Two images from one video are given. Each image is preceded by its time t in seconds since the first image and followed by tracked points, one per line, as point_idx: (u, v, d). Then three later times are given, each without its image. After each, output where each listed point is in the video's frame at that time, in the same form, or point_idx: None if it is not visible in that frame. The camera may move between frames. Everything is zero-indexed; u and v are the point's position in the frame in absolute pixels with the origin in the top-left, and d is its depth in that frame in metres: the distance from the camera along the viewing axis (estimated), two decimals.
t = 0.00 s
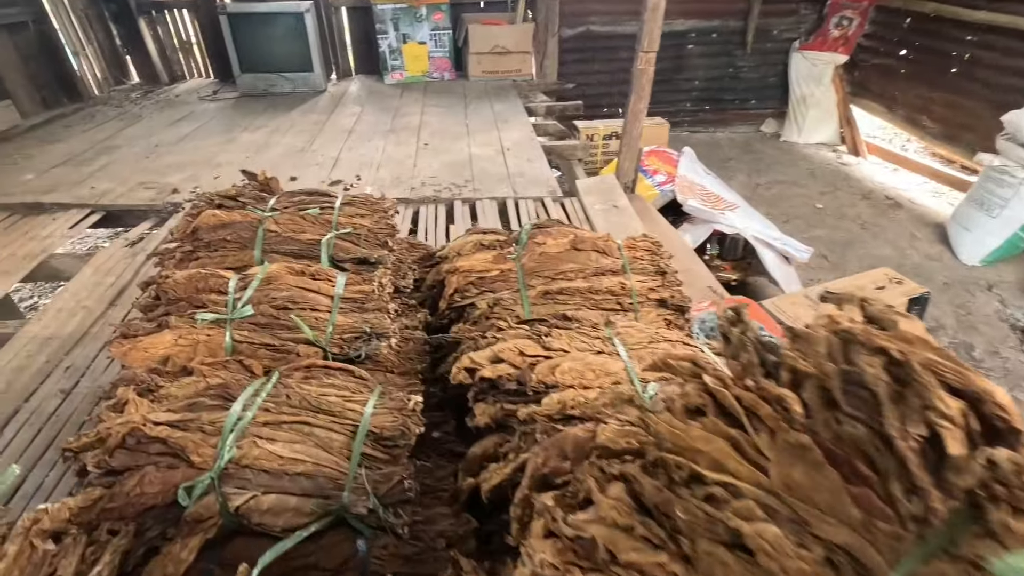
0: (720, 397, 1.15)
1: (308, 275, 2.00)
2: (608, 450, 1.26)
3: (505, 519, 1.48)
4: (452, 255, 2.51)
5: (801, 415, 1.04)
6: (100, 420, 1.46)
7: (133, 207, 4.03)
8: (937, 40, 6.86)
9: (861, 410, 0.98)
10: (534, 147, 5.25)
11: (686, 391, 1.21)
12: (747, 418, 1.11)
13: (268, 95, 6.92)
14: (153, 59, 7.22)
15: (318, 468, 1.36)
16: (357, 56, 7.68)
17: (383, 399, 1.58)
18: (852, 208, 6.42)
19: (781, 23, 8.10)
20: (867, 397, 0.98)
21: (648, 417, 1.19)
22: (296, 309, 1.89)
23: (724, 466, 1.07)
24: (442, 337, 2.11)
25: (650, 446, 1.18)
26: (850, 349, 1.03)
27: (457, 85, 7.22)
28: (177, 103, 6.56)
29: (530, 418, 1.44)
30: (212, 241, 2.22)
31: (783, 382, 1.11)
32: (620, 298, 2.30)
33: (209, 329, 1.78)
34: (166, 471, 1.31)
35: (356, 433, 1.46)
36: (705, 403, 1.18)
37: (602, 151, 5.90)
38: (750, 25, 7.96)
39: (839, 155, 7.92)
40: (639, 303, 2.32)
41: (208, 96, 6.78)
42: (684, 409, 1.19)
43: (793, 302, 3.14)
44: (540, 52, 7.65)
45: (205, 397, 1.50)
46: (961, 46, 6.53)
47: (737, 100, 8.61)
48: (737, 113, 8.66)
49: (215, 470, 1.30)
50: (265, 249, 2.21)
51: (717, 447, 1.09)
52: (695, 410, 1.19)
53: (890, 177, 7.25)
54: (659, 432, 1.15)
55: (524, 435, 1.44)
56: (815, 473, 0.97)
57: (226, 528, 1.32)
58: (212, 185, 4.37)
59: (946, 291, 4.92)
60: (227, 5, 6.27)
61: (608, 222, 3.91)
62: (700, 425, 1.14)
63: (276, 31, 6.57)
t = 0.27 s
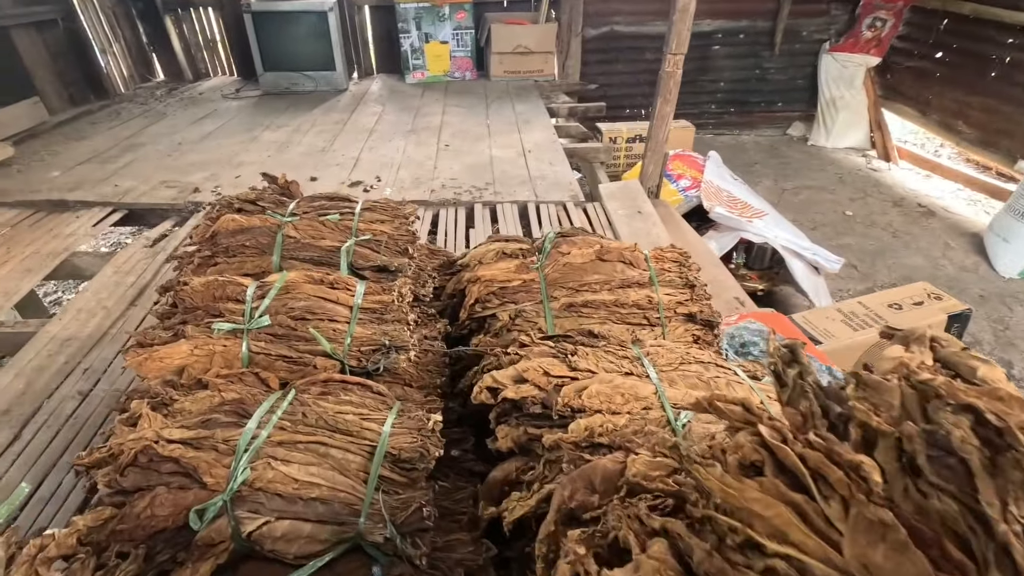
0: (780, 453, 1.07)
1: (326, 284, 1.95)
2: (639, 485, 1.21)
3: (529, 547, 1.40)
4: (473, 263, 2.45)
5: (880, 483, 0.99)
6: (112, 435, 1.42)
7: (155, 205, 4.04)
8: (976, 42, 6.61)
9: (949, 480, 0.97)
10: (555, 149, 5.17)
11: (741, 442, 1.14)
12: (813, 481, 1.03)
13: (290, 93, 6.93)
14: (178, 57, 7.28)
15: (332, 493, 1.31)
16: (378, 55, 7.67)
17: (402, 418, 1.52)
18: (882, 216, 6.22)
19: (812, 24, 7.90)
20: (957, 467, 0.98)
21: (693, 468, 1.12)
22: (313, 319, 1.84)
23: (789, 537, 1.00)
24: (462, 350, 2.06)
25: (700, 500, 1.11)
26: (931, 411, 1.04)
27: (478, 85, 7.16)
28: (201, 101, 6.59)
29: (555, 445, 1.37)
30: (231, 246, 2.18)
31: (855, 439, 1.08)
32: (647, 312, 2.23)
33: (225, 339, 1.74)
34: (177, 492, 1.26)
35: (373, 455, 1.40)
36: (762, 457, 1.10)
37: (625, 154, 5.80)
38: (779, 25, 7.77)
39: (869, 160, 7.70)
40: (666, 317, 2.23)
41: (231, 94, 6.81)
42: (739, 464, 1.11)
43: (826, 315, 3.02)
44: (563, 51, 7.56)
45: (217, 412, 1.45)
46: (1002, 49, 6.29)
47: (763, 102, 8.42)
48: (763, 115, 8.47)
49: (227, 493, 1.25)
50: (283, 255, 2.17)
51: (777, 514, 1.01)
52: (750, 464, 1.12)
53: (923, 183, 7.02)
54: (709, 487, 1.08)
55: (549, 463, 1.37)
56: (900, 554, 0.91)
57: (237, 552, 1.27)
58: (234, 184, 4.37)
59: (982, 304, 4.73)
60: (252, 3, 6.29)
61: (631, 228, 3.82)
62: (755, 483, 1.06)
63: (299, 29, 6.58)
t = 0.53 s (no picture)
0: (834, 486, 1.03)
1: (352, 286, 1.95)
2: (670, 504, 1.17)
3: (555, 561, 1.37)
4: (498, 266, 2.43)
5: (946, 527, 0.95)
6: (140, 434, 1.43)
7: (184, 201, 4.11)
8: (1018, 45, 6.39)
9: None
10: (580, 150, 5.13)
11: (790, 473, 1.11)
12: (870, 517, 1.00)
13: (316, 91, 7.00)
14: (208, 55, 7.39)
15: (358, 500, 1.30)
16: (404, 54, 7.70)
17: (426, 425, 1.51)
18: (915, 224, 6.05)
19: (845, 25, 7.72)
20: None
21: (737, 499, 1.08)
22: (338, 322, 1.83)
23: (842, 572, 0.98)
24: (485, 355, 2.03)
25: (743, 527, 1.07)
26: (1000, 447, 1.02)
27: (503, 85, 7.15)
28: (229, 98, 6.69)
29: (582, 458, 1.34)
30: (258, 245, 2.19)
31: (916, 474, 1.03)
32: (675, 321, 2.19)
33: (251, 339, 1.74)
34: (204, 494, 1.27)
35: (397, 462, 1.39)
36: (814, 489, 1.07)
37: (650, 157, 5.73)
38: (811, 26, 7.60)
39: (902, 166, 7.49)
40: (694, 326, 2.20)
41: (259, 92, 6.90)
42: (788, 496, 1.09)
43: (858, 326, 2.93)
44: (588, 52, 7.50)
45: (244, 414, 1.45)
46: None
47: (792, 105, 8.25)
48: (791, 118, 8.31)
49: (254, 496, 1.25)
50: (310, 255, 2.17)
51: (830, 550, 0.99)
52: (800, 497, 1.09)
53: (959, 191, 6.81)
54: (754, 518, 1.06)
55: (576, 476, 1.34)
56: None
57: (262, 556, 1.27)
58: (260, 182, 4.42)
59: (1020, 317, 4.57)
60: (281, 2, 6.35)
61: (657, 232, 3.76)
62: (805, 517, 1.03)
63: (326, 28, 6.63)
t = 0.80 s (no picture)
0: (890, 506, 1.01)
1: (381, 285, 1.96)
2: (703, 514, 1.16)
3: (583, 566, 1.36)
4: (524, 267, 2.42)
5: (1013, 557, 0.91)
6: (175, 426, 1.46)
7: (214, 196, 4.18)
8: None
9: None
10: (605, 151, 5.10)
11: (840, 490, 1.08)
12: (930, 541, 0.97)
13: (343, 89, 7.07)
14: (238, 53, 7.51)
15: (388, 498, 1.31)
16: (430, 53, 7.73)
17: (454, 426, 1.51)
18: (949, 231, 5.89)
19: (878, 27, 7.55)
20: None
21: (784, 514, 1.06)
22: (367, 320, 1.85)
23: None
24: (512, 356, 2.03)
25: (784, 543, 1.06)
26: None
27: (528, 85, 7.14)
28: (258, 96, 6.79)
29: (613, 464, 1.33)
30: (289, 242, 2.21)
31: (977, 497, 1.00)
32: (704, 327, 2.16)
33: (283, 336, 1.76)
34: (238, 488, 1.28)
35: (426, 461, 1.39)
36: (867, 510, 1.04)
37: (675, 159, 5.67)
38: (843, 27, 7.45)
39: (935, 171, 7.30)
40: (723, 333, 2.16)
41: (287, 90, 6.99)
42: (840, 514, 1.06)
43: (890, 335, 2.87)
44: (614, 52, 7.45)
45: (276, 410, 1.47)
46: None
47: (822, 108, 8.10)
48: (821, 121, 8.15)
49: (286, 492, 1.26)
50: (339, 253, 2.19)
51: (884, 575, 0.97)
52: (852, 515, 1.06)
53: (995, 198, 6.61)
54: (803, 534, 1.04)
55: (605, 482, 1.33)
56: None
57: (293, 551, 1.28)
58: (288, 179, 4.48)
59: None
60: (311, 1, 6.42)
61: (683, 236, 3.72)
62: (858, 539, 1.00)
63: (354, 26, 6.69)
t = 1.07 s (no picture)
0: (950, 505, 1.00)
1: (415, 280, 1.99)
2: (742, 512, 1.16)
3: (617, 561, 1.37)
4: (554, 265, 2.44)
5: None
6: (219, 412, 1.50)
7: (245, 190, 4.27)
8: None
9: None
10: (631, 151, 5.08)
11: (897, 488, 1.07)
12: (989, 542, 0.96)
13: (369, 87, 7.14)
14: (267, 50, 7.64)
15: (426, 487, 1.33)
16: (455, 51, 7.78)
17: (489, 419, 1.54)
18: (982, 237, 5.76)
19: (912, 27, 7.40)
20: None
21: (840, 510, 1.06)
22: (402, 315, 1.88)
23: None
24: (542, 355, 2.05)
25: (833, 540, 1.06)
26: None
27: (552, 83, 7.14)
28: (286, 92, 6.90)
29: (648, 461, 1.34)
30: (324, 235, 2.25)
31: None
32: (735, 328, 2.15)
33: (320, 327, 1.79)
34: (282, 474, 1.32)
35: (462, 452, 1.42)
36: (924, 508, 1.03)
37: (701, 160, 5.63)
38: (876, 28, 7.31)
39: (968, 175, 7.13)
40: (754, 334, 2.15)
41: (314, 87, 7.09)
42: (898, 512, 1.05)
43: (922, 341, 2.82)
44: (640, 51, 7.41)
45: (317, 399, 1.50)
46: None
47: (851, 109, 7.96)
48: (849, 123, 8.02)
49: (328, 478, 1.29)
50: (372, 247, 2.22)
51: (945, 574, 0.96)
52: (911, 514, 1.05)
53: None
54: (859, 530, 1.03)
55: (639, 479, 1.34)
56: None
57: (333, 536, 1.31)
58: (317, 174, 4.55)
59: None
60: None
61: (710, 236, 3.70)
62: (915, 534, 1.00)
63: (382, 24, 6.76)
